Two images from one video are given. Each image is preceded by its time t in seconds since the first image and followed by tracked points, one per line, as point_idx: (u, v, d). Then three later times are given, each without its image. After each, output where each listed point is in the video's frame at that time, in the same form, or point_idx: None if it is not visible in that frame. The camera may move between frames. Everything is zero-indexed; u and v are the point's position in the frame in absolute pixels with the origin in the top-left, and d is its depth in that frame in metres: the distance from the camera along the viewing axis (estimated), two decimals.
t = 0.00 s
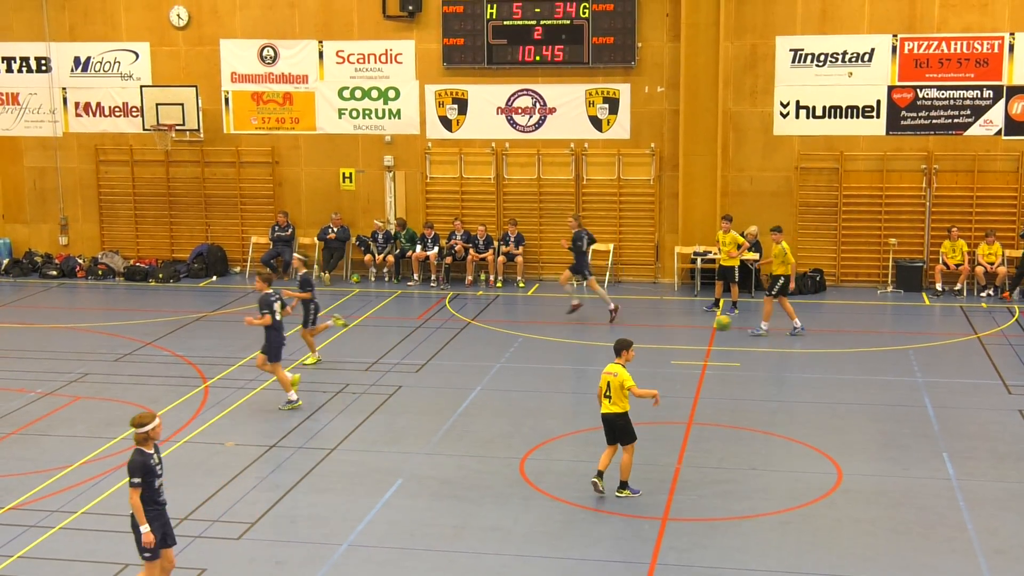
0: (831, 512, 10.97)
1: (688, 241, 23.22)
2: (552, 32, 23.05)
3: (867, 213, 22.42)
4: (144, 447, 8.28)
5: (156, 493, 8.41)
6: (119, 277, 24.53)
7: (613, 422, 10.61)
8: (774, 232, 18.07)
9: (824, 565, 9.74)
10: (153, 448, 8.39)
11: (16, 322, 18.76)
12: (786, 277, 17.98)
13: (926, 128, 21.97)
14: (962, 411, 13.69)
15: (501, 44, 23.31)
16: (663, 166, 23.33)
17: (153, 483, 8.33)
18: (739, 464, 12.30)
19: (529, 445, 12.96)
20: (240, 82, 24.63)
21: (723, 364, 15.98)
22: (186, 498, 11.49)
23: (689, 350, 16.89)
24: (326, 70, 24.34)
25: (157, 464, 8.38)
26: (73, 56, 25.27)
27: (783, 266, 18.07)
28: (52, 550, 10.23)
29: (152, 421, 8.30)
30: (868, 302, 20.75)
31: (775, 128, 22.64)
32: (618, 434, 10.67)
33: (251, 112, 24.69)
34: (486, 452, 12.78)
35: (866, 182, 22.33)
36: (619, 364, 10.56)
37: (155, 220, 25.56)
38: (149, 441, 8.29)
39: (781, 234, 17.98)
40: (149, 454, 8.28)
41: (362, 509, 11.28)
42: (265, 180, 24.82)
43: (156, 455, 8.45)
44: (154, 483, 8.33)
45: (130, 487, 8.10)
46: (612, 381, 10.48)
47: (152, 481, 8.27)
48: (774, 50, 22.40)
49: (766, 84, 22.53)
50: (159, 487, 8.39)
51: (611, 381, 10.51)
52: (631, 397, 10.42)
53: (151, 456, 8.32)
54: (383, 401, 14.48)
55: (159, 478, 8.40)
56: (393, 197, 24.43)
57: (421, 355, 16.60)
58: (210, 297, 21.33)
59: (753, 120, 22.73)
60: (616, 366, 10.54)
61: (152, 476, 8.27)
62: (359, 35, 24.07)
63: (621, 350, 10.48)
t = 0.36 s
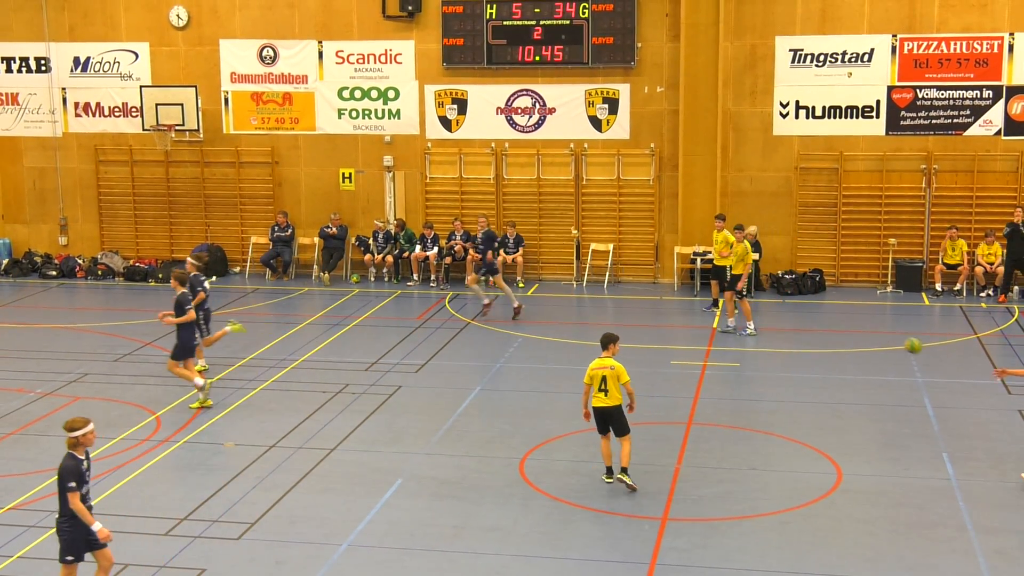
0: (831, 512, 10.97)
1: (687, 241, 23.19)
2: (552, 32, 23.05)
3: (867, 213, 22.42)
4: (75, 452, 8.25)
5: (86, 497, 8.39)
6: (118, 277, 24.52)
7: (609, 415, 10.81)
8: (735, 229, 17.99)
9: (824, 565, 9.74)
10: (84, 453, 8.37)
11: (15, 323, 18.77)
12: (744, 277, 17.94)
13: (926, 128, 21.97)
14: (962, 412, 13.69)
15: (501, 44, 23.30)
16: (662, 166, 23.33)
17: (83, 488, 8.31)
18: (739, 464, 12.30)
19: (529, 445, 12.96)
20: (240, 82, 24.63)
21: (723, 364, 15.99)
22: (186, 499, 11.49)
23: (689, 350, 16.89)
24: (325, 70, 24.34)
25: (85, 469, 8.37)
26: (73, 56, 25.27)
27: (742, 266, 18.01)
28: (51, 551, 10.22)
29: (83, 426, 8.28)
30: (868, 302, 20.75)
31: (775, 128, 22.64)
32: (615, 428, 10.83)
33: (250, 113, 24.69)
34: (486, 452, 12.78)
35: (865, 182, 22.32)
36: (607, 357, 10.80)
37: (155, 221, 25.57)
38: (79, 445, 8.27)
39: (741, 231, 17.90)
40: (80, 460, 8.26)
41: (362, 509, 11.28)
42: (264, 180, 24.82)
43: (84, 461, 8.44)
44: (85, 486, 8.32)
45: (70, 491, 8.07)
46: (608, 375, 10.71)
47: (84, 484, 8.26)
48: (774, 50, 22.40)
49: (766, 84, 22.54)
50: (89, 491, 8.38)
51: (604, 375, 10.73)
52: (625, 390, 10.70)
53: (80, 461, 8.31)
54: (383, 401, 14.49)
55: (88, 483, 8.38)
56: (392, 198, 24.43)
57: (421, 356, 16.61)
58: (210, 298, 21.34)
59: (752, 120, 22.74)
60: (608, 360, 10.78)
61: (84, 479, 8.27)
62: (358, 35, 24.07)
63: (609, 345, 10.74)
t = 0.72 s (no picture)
0: (829, 513, 10.98)
1: (686, 243, 23.10)
2: (550, 34, 23.06)
3: (865, 214, 22.40)
4: (7, 456, 8.07)
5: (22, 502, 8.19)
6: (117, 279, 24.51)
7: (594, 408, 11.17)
8: (697, 229, 17.92)
9: (822, 566, 9.75)
10: (21, 457, 8.17)
11: (13, 324, 18.75)
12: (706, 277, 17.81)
13: (923, 130, 21.97)
14: (959, 413, 13.71)
15: (499, 46, 23.31)
16: (660, 168, 23.33)
17: (15, 494, 8.09)
18: (737, 465, 12.31)
19: (528, 447, 12.96)
20: (238, 84, 24.63)
21: (721, 366, 16.01)
22: (184, 500, 11.49)
23: (687, 351, 16.89)
24: (324, 71, 24.33)
25: (17, 476, 8.11)
26: (71, 58, 25.26)
27: (703, 266, 17.89)
28: (50, 553, 10.23)
29: (12, 432, 8.02)
30: (866, 304, 20.76)
31: (772, 130, 22.64)
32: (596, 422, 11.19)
33: (248, 114, 24.68)
34: (484, 454, 12.78)
35: (863, 183, 22.31)
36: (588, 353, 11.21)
37: (153, 222, 25.56)
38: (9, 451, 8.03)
39: (703, 231, 17.81)
40: (9, 465, 8.05)
41: (360, 511, 11.28)
42: (262, 182, 24.81)
43: (28, 464, 8.23)
44: (13, 494, 8.08)
45: None
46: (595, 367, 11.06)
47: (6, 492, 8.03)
48: (772, 51, 22.41)
49: (763, 86, 22.55)
50: (22, 497, 8.13)
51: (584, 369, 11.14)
52: (613, 381, 11.10)
53: (14, 467, 8.08)
54: (382, 403, 14.49)
55: (21, 491, 8.13)
56: (390, 200, 24.41)
57: (419, 357, 16.62)
58: (208, 299, 21.33)
59: (750, 122, 22.75)
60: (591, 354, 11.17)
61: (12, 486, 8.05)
62: (357, 36, 24.07)
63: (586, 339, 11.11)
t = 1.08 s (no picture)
0: (829, 513, 10.97)
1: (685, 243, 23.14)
2: (549, 33, 23.07)
3: (864, 213, 22.40)
4: None
5: None
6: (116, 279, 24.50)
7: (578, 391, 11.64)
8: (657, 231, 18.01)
9: (822, 566, 9.74)
10: None
11: (14, 324, 18.74)
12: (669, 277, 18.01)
13: (923, 129, 21.97)
14: (959, 413, 13.69)
15: (499, 46, 23.32)
16: (660, 167, 23.33)
17: None
18: (737, 465, 12.31)
19: (528, 446, 12.96)
20: (238, 83, 24.63)
21: (721, 366, 15.99)
22: (184, 499, 11.49)
23: (687, 351, 16.89)
24: (324, 71, 24.34)
25: None
26: (71, 57, 25.27)
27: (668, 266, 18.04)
28: (50, 552, 10.23)
29: None
30: (866, 303, 20.76)
31: (773, 129, 22.64)
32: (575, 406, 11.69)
33: (248, 114, 24.68)
34: (484, 453, 12.77)
35: (863, 183, 22.31)
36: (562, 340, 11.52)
37: (153, 221, 25.55)
38: None
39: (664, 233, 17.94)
40: None
41: (360, 511, 11.28)
42: (262, 181, 24.80)
43: None
44: None
45: None
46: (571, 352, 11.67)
47: None
48: (772, 51, 22.41)
49: (763, 86, 22.56)
50: None
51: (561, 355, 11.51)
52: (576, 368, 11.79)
53: None
54: (381, 402, 14.49)
55: None
56: (390, 199, 24.41)
57: (419, 357, 16.61)
58: (208, 299, 21.33)
59: (750, 122, 22.75)
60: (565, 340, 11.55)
61: None
62: (356, 35, 24.06)
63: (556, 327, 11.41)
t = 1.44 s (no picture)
0: (830, 513, 10.97)
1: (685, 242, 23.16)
2: (549, 32, 23.06)
3: (864, 213, 22.40)
4: None
5: None
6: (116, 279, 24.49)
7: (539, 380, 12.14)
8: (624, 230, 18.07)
9: (822, 566, 9.74)
10: None
11: (13, 324, 18.73)
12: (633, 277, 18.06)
13: (923, 129, 21.97)
14: (959, 412, 13.69)
15: (498, 46, 23.31)
16: (660, 167, 23.33)
17: None
18: (737, 464, 12.31)
19: (528, 445, 12.96)
20: (237, 83, 24.63)
21: (720, 365, 15.99)
22: (183, 500, 11.48)
23: (687, 350, 16.88)
24: (323, 71, 24.33)
25: None
26: (70, 57, 25.26)
27: (635, 266, 18.09)
28: (49, 552, 10.23)
29: None
30: (866, 303, 20.75)
31: (773, 129, 22.64)
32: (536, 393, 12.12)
33: (248, 113, 24.68)
34: (484, 453, 12.77)
35: (863, 182, 22.31)
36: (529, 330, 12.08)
37: (153, 221, 25.55)
38: None
39: (630, 233, 17.95)
40: None
41: (360, 511, 11.28)
42: (262, 181, 24.80)
43: None
44: None
45: None
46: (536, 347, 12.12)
47: None
48: (772, 50, 22.41)
49: (763, 85, 22.56)
50: None
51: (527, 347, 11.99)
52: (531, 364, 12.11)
53: None
54: (381, 402, 14.49)
55: None
56: (390, 199, 24.40)
57: (418, 356, 16.60)
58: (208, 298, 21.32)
59: (750, 121, 22.75)
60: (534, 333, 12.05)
61: None
62: (356, 35, 24.06)
63: (523, 319, 12.14)
